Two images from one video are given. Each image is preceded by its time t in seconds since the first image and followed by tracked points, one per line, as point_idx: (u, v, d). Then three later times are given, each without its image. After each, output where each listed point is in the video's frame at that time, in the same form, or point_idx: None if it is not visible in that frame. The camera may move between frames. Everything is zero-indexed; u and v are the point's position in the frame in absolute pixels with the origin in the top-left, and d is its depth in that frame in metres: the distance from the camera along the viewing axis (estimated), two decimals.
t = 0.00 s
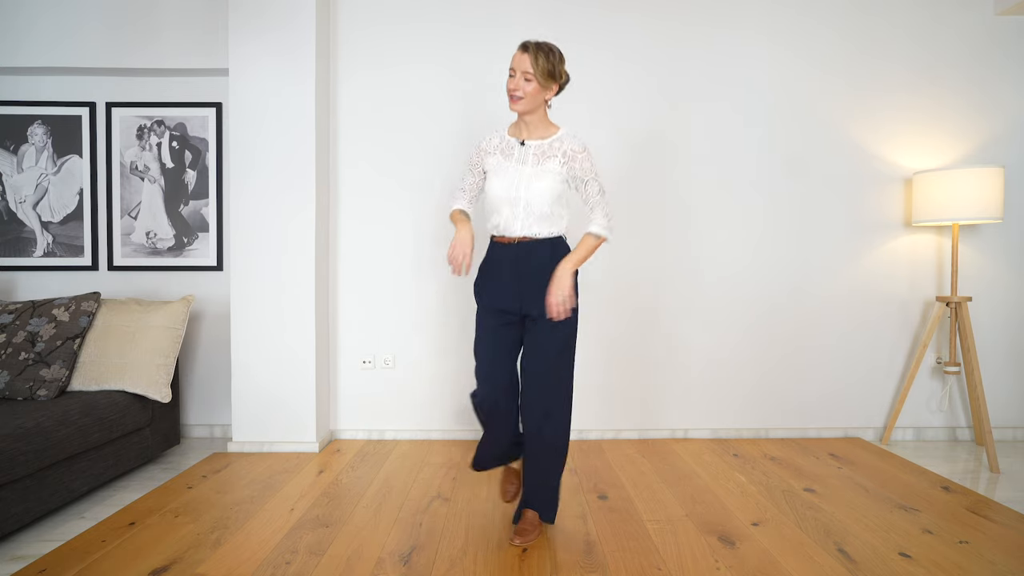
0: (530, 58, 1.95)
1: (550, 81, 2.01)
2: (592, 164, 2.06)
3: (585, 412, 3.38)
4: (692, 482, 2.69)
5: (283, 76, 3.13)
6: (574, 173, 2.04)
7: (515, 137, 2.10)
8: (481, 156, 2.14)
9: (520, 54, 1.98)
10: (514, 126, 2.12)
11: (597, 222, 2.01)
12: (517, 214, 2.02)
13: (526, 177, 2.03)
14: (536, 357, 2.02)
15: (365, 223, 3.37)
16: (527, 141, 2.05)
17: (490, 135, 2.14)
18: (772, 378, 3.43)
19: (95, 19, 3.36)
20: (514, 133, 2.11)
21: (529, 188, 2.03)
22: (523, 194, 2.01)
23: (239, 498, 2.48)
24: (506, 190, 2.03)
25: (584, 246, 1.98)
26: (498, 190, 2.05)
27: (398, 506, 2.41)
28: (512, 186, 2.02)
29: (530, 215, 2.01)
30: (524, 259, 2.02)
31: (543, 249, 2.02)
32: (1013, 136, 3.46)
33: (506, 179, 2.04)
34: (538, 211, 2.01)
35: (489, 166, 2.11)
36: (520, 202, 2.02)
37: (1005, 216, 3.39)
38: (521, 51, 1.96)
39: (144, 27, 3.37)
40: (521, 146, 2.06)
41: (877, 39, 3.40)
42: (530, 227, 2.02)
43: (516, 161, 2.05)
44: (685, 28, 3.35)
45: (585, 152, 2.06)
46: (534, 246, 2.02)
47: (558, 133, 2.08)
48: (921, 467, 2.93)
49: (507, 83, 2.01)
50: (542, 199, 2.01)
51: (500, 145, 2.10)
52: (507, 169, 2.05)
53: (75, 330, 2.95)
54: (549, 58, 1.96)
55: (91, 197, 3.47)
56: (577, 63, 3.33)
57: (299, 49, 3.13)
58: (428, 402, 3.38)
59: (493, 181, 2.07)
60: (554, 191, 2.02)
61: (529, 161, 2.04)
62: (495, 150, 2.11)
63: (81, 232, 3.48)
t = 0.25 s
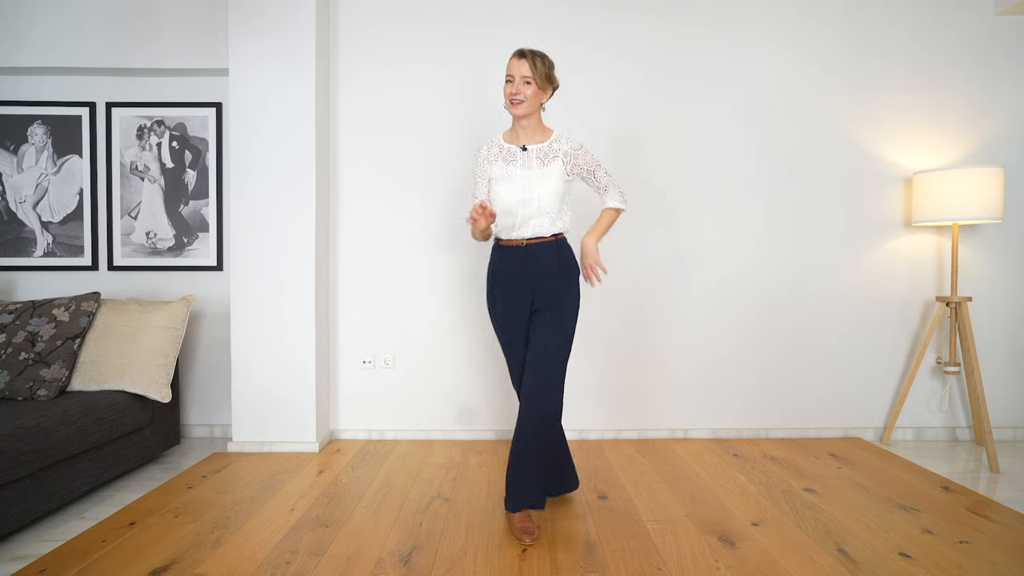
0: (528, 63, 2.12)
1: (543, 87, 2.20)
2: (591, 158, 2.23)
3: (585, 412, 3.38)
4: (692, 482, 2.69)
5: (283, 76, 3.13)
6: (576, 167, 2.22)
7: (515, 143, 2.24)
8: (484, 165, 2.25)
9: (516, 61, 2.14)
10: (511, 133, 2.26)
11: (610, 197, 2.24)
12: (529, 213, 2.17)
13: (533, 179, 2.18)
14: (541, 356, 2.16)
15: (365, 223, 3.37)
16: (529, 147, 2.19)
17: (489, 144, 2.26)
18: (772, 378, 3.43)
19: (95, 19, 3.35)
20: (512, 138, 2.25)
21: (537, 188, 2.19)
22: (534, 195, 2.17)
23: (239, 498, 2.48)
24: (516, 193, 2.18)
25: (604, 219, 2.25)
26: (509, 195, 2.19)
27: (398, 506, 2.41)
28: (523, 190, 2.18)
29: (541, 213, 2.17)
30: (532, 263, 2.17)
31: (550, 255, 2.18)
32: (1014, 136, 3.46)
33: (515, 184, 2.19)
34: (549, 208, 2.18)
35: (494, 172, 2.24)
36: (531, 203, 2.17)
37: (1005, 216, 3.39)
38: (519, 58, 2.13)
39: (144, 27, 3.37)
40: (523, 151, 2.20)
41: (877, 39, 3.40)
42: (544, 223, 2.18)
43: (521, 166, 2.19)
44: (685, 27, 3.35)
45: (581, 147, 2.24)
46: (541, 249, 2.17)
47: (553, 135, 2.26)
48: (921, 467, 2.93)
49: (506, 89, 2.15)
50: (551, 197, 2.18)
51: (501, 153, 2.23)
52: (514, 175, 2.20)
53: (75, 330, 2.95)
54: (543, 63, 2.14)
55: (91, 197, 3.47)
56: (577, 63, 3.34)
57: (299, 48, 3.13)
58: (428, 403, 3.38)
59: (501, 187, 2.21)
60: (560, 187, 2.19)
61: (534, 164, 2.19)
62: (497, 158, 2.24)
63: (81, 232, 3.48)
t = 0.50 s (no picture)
0: (528, 86, 2.24)
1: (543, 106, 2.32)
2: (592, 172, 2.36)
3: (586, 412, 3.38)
4: (692, 482, 2.69)
5: (283, 76, 3.13)
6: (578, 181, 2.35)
7: (520, 163, 2.38)
8: (493, 187, 2.41)
9: (517, 85, 2.25)
10: (517, 153, 2.39)
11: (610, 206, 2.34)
12: (539, 229, 2.32)
13: (540, 197, 2.33)
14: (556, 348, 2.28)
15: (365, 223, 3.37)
16: (534, 166, 2.33)
17: (496, 165, 2.41)
18: (772, 378, 3.43)
19: (94, 19, 3.35)
20: (518, 158, 2.39)
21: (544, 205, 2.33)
22: (542, 212, 2.32)
23: (239, 498, 2.48)
24: (524, 213, 2.32)
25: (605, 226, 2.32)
26: (517, 214, 2.34)
27: (398, 505, 2.41)
28: (531, 208, 2.32)
29: (550, 228, 2.32)
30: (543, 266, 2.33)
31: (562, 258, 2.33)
32: (1014, 136, 3.46)
33: (523, 203, 2.33)
34: (557, 223, 2.32)
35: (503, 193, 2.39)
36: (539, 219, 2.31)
37: (1005, 216, 3.39)
38: (519, 82, 2.24)
39: (143, 26, 3.37)
40: (529, 170, 2.34)
41: (877, 39, 3.40)
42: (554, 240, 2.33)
43: (527, 185, 2.34)
44: (685, 28, 3.35)
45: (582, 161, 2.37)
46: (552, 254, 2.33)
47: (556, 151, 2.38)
48: (921, 467, 2.93)
49: (509, 112, 2.27)
50: (559, 212, 2.33)
51: (508, 174, 2.38)
52: (522, 194, 2.34)
53: (75, 330, 2.95)
54: (543, 85, 2.26)
55: (91, 197, 3.47)
56: (577, 63, 3.34)
57: (299, 48, 3.13)
58: (428, 403, 3.38)
59: (510, 207, 2.36)
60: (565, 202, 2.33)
61: (540, 183, 2.33)
62: (505, 179, 2.38)
63: (81, 232, 3.48)
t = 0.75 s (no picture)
0: (535, 87, 2.34)
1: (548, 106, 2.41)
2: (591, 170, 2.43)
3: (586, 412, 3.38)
4: (692, 482, 2.69)
5: (283, 76, 3.13)
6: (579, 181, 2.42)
7: (525, 159, 2.48)
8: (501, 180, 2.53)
9: (523, 85, 2.34)
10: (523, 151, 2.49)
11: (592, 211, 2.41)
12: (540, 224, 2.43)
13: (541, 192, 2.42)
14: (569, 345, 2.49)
15: (366, 222, 3.37)
16: (536, 162, 2.42)
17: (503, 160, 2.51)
18: (772, 378, 3.43)
19: (94, 19, 3.35)
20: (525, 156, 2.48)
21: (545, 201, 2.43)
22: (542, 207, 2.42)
23: (239, 499, 2.48)
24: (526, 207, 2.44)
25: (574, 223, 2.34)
26: (519, 208, 2.45)
27: (398, 505, 2.41)
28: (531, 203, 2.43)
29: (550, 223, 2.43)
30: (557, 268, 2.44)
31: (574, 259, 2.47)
32: (1014, 136, 3.46)
33: (524, 197, 2.44)
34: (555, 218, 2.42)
35: (509, 188, 2.50)
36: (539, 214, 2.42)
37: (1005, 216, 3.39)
38: (526, 83, 2.34)
39: (143, 27, 3.37)
40: (531, 166, 2.44)
41: (877, 40, 3.41)
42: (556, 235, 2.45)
43: (529, 180, 2.43)
44: (685, 28, 3.35)
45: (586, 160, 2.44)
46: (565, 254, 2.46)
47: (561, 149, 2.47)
48: (921, 467, 2.93)
49: (517, 111, 2.36)
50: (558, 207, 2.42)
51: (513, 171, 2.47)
52: (523, 190, 2.45)
53: (75, 330, 2.95)
54: (549, 86, 2.36)
55: (91, 197, 3.47)
56: (576, 63, 3.34)
57: (299, 49, 3.13)
58: (429, 402, 3.38)
59: (513, 201, 2.47)
60: (564, 199, 2.42)
61: (541, 178, 2.42)
62: (510, 174, 2.49)
63: (81, 232, 3.48)
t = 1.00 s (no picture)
0: (542, 104, 2.41)
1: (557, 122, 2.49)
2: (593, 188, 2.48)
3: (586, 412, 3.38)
4: (692, 482, 2.69)
5: (283, 76, 3.13)
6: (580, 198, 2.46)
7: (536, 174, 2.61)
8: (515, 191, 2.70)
9: (531, 103, 2.43)
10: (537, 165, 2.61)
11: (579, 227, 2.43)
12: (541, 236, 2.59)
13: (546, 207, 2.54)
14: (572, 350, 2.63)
15: (366, 222, 3.37)
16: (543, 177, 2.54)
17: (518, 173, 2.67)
18: (773, 378, 3.43)
19: (94, 19, 3.35)
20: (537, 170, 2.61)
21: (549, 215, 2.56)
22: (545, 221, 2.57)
23: (239, 498, 2.48)
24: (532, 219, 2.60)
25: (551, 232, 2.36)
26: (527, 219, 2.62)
27: (398, 505, 2.41)
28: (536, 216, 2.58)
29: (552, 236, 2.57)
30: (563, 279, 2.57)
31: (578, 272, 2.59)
32: (1014, 136, 3.45)
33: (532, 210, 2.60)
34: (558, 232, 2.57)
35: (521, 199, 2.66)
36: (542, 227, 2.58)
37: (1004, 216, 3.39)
38: (533, 100, 2.41)
39: (143, 27, 3.37)
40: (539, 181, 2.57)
41: (877, 40, 3.41)
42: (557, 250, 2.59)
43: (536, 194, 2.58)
44: (685, 28, 3.35)
45: (589, 177, 2.48)
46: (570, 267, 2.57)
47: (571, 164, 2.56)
48: (920, 467, 2.93)
49: (526, 129, 2.45)
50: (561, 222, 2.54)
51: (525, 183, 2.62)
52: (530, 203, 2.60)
53: (75, 330, 2.95)
54: (555, 102, 2.42)
55: (91, 197, 3.47)
56: (576, 63, 3.34)
57: (299, 48, 3.13)
58: (428, 402, 3.38)
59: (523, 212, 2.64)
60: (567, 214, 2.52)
61: (547, 193, 2.55)
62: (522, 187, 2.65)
63: (81, 232, 3.48)
